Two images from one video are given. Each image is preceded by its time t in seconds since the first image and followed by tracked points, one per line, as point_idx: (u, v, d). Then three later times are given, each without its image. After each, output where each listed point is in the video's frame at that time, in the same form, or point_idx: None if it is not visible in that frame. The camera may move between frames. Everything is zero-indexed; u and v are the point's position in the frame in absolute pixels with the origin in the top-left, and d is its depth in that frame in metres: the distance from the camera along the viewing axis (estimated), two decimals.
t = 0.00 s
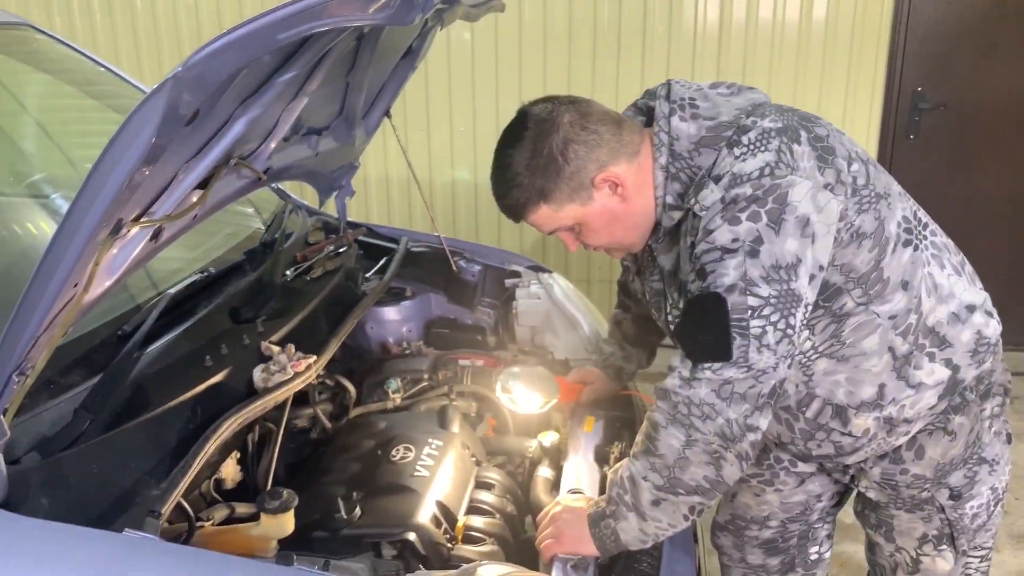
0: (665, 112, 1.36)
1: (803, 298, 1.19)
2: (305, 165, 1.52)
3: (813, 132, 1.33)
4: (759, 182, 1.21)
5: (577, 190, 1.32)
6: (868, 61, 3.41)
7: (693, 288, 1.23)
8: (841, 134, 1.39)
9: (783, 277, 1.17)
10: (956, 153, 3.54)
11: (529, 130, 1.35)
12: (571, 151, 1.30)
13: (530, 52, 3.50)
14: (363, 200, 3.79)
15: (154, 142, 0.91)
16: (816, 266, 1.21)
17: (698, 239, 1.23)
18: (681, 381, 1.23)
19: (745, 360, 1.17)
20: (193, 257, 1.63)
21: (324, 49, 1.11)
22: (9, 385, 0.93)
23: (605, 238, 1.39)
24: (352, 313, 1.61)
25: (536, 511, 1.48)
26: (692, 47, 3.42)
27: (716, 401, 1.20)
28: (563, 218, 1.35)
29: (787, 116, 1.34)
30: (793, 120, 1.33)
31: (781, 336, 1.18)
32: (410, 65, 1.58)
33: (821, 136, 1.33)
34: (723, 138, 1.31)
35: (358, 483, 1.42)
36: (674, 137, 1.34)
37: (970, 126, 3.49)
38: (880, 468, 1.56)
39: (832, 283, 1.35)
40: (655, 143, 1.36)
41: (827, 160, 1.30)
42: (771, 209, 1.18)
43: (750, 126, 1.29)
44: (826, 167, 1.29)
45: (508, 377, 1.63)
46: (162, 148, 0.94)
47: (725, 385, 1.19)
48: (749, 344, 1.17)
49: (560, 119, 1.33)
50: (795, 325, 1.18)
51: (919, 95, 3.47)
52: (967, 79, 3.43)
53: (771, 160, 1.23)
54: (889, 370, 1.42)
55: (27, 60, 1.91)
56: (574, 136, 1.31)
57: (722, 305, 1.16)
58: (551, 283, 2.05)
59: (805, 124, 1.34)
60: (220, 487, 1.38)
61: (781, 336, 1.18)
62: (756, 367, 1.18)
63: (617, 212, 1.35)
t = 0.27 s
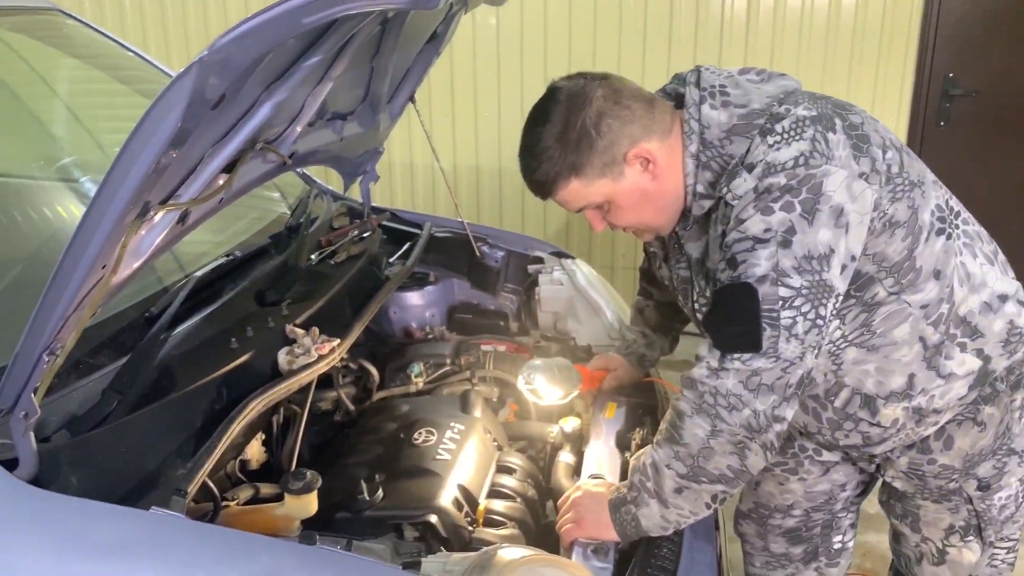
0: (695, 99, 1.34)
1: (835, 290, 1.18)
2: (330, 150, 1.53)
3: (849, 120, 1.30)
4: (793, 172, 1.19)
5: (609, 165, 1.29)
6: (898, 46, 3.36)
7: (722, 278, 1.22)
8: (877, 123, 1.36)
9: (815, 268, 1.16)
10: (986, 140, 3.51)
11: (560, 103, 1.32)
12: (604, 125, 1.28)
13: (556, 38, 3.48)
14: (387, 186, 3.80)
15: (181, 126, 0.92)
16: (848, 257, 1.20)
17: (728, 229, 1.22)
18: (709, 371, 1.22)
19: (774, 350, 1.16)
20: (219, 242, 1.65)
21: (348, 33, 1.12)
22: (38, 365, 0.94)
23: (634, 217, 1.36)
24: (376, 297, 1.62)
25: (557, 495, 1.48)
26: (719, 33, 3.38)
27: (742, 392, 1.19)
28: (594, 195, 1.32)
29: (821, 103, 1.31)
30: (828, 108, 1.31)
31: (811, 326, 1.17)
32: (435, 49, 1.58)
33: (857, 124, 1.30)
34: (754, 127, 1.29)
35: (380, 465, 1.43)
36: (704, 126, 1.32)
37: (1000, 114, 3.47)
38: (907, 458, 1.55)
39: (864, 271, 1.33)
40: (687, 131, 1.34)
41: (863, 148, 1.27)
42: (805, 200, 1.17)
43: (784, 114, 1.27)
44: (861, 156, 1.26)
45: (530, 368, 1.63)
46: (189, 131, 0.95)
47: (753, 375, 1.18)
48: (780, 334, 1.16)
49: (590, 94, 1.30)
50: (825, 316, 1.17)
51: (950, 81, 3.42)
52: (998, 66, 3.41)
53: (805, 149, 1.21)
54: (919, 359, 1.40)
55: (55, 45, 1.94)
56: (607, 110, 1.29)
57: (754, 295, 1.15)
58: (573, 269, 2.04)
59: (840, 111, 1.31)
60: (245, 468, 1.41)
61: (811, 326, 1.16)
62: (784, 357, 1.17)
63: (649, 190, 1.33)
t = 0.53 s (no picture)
0: (727, 76, 1.35)
1: (858, 283, 1.16)
2: (347, 142, 1.54)
3: (878, 113, 1.28)
4: (819, 165, 1.18)
5: (666, 63, 1.27)
6: (921, 36, 3.30)
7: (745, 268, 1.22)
8: (906, 113, 1.35)
9: (838, 262, 1.14)
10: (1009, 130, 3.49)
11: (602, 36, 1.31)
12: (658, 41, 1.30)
13: (573, 29, 3.46)
14: (405, 177, 3.80)
15: (198, 119, 0.92)
16: (873, 251, 1.18)
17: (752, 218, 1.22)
18: (726, 362, 1.22)
19: (793, 342, 1.15)
20: (237, 232, 1.66)
21: (365, 25, 1.12)
22: (57, 357, 0.95)
23: (688, 129, 1.29)
24: (392, 288, 1.62)
25: (571, 487, 1.48)
26: (738, 25, 3.33)
27: (760, 383, 1.18)
28: (666, 77, 1.26)
29: (851, 95, 1.29)
30: (857, 100, 1.28)
31: (831, 319, 1.15)
32: (452, 40, 1.57)
33: (886, 117, 1.28)
34: (783, 108, 1.29)
35: (396, 456, 1.44)
36: (734, 103, 1.32)
37: None
38: (926, 451, 1.52)
39: (888, 263, 1.33)
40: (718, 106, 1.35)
41: (891, 142, 1.25)
42: (830, 193, 1.15)
43: (812, 104, 1.26)
44: (889, 149, 1.24)
45: (544, 359, 1.61)
46: (206, 124, 0.95)
47: (772, 367, 1.17)
48: (800, 327, 1.15)
49: (631, 32, 1.27)
50: (847, 308, 1.16)
51: (974, 71, 3.39)
52: None
53: (832, 142, 1.19)
54: (942, 351, 1.38)
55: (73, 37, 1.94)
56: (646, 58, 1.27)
57: (776, 287, 1.14)
58: (590, 262, 2.03)
59: (871, 104, 1.29)
60: (263, 457, 1.42)
61: (831, 318, 1.15)
62: (802, 350, 1.16)
63: (709, 93, 1.32)
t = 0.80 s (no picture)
0: (745, 70, 1.33)
1: (864, 283, 1.15)
2: (355, 138, 1.54)
3: (890, 113, 1.27)
4: (829, 165, 1.16)
5: (687, 57, 1.25)
6: (933, 31, 3.27)
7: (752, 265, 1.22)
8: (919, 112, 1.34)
9: (845, 262, 1.14)
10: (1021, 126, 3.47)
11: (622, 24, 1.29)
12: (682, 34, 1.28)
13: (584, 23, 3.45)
14: (414, 172, 3.80)
15: (202, 118, 0.93)
16: (880, 251, 1.17)
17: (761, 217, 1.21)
18: (730, 360, 1.21)
19: (798, 341, 1.15)
20: (245, 228, 1.67)
21: (371, 24, 1.12)
22: (64, 354, 0.96)
23: (707, 126, 1.28)
24: (399, 286, 1.62)
25: (576, 484, 1.48)
26: (750, 21, 3.30)
27: (764, 380, 1.18)
28: (686, 70, 1.24)
29: (864, 95, 1.28)
30: (870, 100, 1.28)
31: (836, 319, 1.15)
32: (459, 37, 1.57)
33: (898, 117, 1.28)
34: (800, 104, 1.27)
35: (401, 453, 1.45)
36: (751, 98, 1.31)
37: None
38: (934, 449, 1.51)
39: (897, 263, 1.32)
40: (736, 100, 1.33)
41: (902, 143, 1.25)
42: (839, 193, 1.14)
43: (824, 103, 1.25)
44: (900, 150, 1.24)
45: (549, 358, 1.61)
46: (210, 124, 0.96)
47: (776, 365, 1.17)
48: (805, 326, 1.14)
49: (652, 22, 1.24)
50: (853, 309, 1.15)
51: (986, 66, 3.36)
52: None
53: (843, 142, 1.18)
54: (950, 350, 1.37)
55: (84, 34, 1.94)
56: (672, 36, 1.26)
57: (781, 286, 1.14)
58: (597, 259, 2.03)
59: (882, 104, 1.28)
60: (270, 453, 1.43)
61: (835, 318, 1.15)
62: (806, 348, 1.15)
63: (727, 92, 1.30)
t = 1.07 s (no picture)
0: (744, 75, 1.32)
1: (862, 288, 1.15)
2: (355, 139, 1.54)
3: (890, 117, 1.27)
4: (827, 171, 1.16)
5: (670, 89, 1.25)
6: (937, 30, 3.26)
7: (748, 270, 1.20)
8: (920, 117, 1.33)
9: (842, 268, 1.13)
10: None
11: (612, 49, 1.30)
12: (655, 69, 1.25)
13: (587, 20, 3.44)
14: (416, 170, 3.80)
15: (196, 122, 0.93)
16: (878, 257, 1.17)
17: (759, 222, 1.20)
18: (727, 364, 1.21)
19: (794, 346, 1.15)
20: (245, 229, 1.67)
21: (367, 26, 1.11)
22: (59, 358, 0.96)
23: (677, 171, 1.34)
24: (399, 287, 1.62)
25: (574, 486, 1.49)
26: (753, 19, 3.30)
27: (761, 386, 1.18)
28: (637, 142, 1.29)
29: (864, 99, 1.28)
30: (870, 104, 1.27)
31: (833, 324, 1.15)
32: (459, 38, 1.57)
33: (899, 121, 1.27)
34: (800, 109, 1.27)
35: (399, 454, 1.45)
36: (751, 103, 1.30)
37: None
38: (933, 453, 1.51)
39: (894, 267, 1.32)
40: (735, 107, 1.32)
41: (902, 148, 1.24)
42: (837, 199, 1.14)
43: (824, 108, 1.25)
44: (900, 155, 1.23)
45: (544, 359, 1.62)
46: (205, 129, 0.96)
47: (772, 370, 1.17)
48: (801, 332, 1.14)
49: (625, 57, 1.26)
50: (850, 314, 1.15)
51: (991, 64, 3.34)
52: None
53: (842, 148, 1.18)
54: (948, 354, 1.37)
55: (87, 35, 1.95)
56: (660, 55, 1.26)
57: (778, 292, 1.13)
58: (598, 259, 2.03)
59: (883, 108, 1.28)
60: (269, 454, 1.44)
61: (833, 323, 1.15)
62: (803, 354, 1.15)
63: (695, 143, 1.30)
